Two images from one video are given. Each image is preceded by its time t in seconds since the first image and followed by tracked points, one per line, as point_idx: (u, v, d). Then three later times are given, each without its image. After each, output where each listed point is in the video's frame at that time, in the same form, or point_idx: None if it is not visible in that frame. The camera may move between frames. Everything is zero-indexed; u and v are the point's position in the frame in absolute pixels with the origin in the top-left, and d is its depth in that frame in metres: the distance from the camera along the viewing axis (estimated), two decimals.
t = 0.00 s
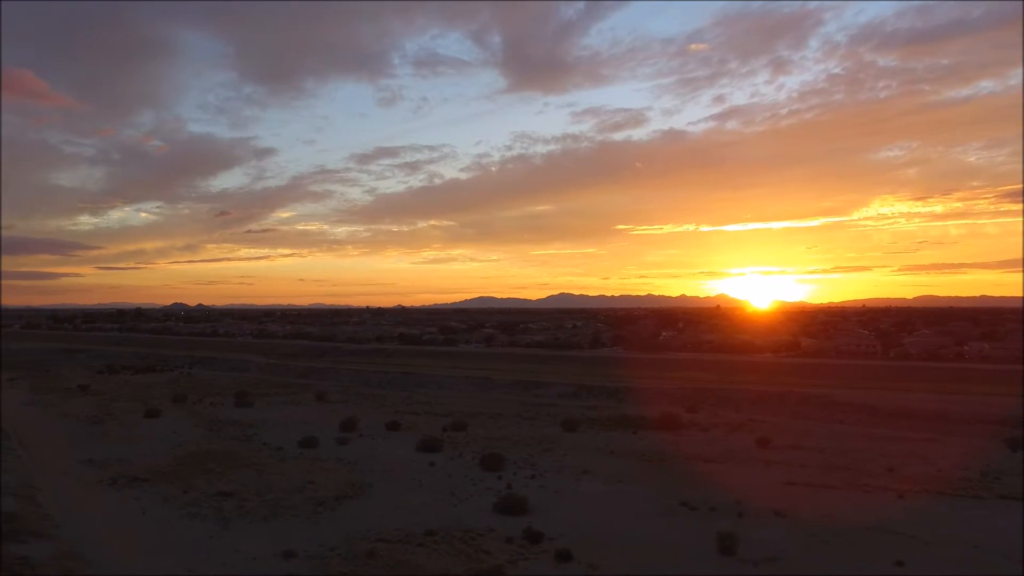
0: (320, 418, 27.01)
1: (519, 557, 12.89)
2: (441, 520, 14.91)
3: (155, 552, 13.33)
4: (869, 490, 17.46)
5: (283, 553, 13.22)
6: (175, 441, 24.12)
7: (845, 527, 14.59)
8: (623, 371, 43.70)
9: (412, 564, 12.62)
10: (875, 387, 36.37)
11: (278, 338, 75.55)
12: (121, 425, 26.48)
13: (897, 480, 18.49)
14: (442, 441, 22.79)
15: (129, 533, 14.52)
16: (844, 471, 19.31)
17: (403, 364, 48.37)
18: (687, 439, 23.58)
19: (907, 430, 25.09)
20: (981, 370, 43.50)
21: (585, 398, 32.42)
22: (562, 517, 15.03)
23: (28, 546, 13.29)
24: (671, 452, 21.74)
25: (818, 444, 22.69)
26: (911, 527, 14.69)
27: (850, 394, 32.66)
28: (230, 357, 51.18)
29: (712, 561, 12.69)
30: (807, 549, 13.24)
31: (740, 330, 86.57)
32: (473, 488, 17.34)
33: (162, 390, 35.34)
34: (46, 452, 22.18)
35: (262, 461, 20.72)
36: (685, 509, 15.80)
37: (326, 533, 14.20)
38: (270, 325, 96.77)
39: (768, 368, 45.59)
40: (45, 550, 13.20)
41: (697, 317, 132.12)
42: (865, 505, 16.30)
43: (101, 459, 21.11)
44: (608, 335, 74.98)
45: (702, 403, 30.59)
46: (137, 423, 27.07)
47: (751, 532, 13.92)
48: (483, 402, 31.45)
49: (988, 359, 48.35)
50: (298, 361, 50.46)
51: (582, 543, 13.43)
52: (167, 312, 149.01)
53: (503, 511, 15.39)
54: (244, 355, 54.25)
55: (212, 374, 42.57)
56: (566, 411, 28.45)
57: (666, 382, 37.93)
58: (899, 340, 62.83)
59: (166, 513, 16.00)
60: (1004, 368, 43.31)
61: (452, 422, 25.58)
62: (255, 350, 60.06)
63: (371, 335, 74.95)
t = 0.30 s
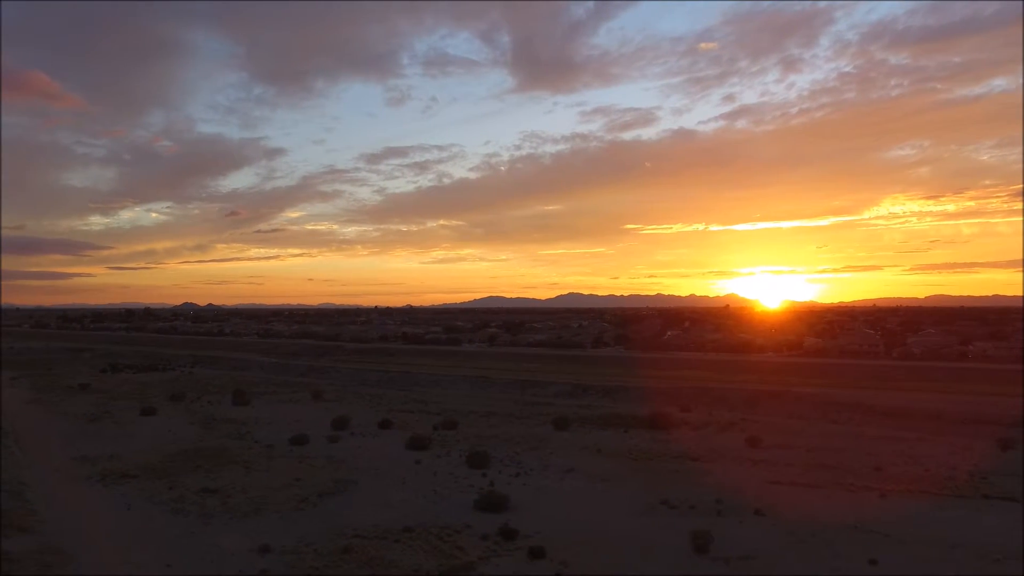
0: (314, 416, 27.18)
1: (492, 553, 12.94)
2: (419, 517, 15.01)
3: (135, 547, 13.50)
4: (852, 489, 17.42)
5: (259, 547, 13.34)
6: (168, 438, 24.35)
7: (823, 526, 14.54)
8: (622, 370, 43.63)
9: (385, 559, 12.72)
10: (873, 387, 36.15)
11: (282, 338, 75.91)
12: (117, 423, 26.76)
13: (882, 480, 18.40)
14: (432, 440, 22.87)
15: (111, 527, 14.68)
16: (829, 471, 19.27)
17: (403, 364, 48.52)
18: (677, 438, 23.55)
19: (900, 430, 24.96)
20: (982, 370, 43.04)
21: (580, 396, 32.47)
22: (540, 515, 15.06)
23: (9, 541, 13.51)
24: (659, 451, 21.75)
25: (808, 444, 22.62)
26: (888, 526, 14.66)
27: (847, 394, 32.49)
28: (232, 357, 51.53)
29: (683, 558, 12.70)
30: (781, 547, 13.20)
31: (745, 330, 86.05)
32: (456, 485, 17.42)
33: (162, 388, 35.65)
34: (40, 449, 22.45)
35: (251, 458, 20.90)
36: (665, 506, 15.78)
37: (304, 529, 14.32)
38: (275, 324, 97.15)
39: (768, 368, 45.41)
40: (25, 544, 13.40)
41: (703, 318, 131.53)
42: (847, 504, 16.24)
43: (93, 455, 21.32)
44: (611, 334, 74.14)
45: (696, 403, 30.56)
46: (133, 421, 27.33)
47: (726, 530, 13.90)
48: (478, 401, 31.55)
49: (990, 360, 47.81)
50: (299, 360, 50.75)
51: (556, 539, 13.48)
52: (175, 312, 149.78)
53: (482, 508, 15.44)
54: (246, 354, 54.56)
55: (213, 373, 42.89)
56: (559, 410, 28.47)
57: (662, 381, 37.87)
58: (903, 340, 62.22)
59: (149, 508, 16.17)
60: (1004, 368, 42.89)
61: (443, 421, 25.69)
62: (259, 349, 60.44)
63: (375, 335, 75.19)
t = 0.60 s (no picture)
0: (302, 415, 27.27)
1: (461, 551, 13.02)
2: (394, 514, 15.13)
3: (111, 543, 13.64)
4: (831, 488, 17.41)
5: (232, 543, 13.47)
6: (156, 436, 24.49)
7: (796, 524, 14.48)
8: (616, 369, 43.53)
9: (354, 556, 12.84)
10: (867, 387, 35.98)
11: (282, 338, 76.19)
12: (108, 421, 26.90)
13: (863, 480, 18.28)
14: (417, 438, 22.95)
15: (89, 523, 14.82)
16: (811, 469, 19.24)
17: (400, 363, 48.62)
18: (662, 437, 23.50)
19: (889, 429, 24.81)
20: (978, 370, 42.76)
21: (571, 395, 32.47)
22: (514, 513, 15.08)
23: None
24: (642, 449, 21.75)
25: (793, 443, 22.56)
26: (861, 525, 14.66)
27: (838, 393, 32.37)
28: (229, 356, 51.69)
29: (651, 556, 12.73)
30: (751, 546, 13.17)
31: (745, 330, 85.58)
32: (434, 483, 17.52)
33: (156, 387, 35.80)
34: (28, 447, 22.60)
35: (236, 457, 21.04)
36: (640, 504, 15.79)
37: (279, 526, 14.46)
38: (279, 325, 97.30)
39: (764, 368, 45.29)
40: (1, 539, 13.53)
41: (707, 318, 131.16)
42: (824, 503, 16.16)
43: (79, 453, 21.46)
44: (610, 334, 72.44)
45: (687, 401, 30.51)
46: (124, 419, 27.48)
47: (696, 528, 13.92)
48: (469, 400, 31.60)
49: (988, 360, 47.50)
50: (296, 360, 50.86)
51: (526, 537, 13.54)
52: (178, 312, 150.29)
53: (458, 506, 15.50)
54: (245, 354, 54.70)
55: (208, 372, 43.03)
56: (549, 409, 28.49)
57: (655, 380, 37.82)
58: (903, 340, 61.80)
59: (129, 505, 16.31)
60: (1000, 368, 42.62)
61: (430, 419, 25.76)
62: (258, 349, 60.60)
63: (375, 335, 75.26)
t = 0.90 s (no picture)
0: (290, 414, 27.35)
1: (430, 548, 13.10)
2: (368, 512, 15.23)
3: (83, 539, 13.73)
4: (808, 487, 17.41)
5: (202, 540, 13.57)
6: (143, 435, 24.59)
7: (767, 523, 14.52)
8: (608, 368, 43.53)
9: (322, 553, 12.93)
10: (859, 387, 35.89)
11: (280, 338, 76.28)
12: (96, 420, 27.01)
13: (841, 479, 18.29)
14: (400, 437, 23.02)
15: (64, 520, 14.91)
16: (790, 468, 19.25)
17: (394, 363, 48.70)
18: (646, 436, 23.52)
19: (874, 429, 24.76)
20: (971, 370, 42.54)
21: (560, 394, 32.48)
22: (486, 511, 15.14)
23: None
24: (624, 448, 21.77)
25: (776, 443, 22.55)
26: (832, 523, 14.67)
27: (828, 393, 32.31)
28: (225, 356, 51.76)
29: (617, 554, 12.76)
30: (719, 544, 13.22)
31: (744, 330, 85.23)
32: (412, 481, 17.60)
33: (148, 387, 35.89)
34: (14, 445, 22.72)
35: (219, 455, 21.15)
36: (613, 502, 15.81)
37: (252, 523, 14.56)
38: (278, 325, 97.41)
39: (758, 368, 45.18)
40: None
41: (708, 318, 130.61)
42: (798, 502, 16.17)
43: (64, 451, 21.56)
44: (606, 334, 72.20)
45: (675, 401, 30.50)
46: (112, 418, 27.58)
47: (666, 527, 13.94)
48: (458, 399, 31.65)
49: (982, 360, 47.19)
50: (291, 359, 50.93)
51: (494, 535, 13.60)
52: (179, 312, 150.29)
53: (431, 504, 15.58)
54: (241, 354, 54.79)
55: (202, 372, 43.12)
56: (536, 408, 28.53)
57: (647, 379, 37.80)
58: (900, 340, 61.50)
59: (106, 502, 16.41)
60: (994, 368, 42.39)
61: (416, 419, 25.82)
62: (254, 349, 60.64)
63: (373, 335, 75.29)
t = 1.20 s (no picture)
0: (276, 413, 27.44)
1: (396, 546, 13.18)
2: (340, 510, 15.34)
3: (54, 536, 13.82)
4: (782, 487, 17.42)
5: (172, 537, 13.66)
6: (127, 434, 24.69)
7: (736, 522, 14.56)
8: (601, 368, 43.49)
9: (290, 550, 13.03)
10: (849, 387, 35.83)
11: (278, 338, 76.49)
12: (83, 420, 27.11)
13: (817, 478, 18.32)
14: (383, 437, 23.10)
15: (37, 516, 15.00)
16: (767, 468, 19.27)
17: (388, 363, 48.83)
18: (628, 436, 23.56)
19: (858, 428, 24.75)
20: (963, 370, 42.51)
21: (549, 393, 32.52)
22: (457, 509, 15.21)
23: None
24: (606, 447, 21.78)
25: (757, 442, 22.57)
26: (801, 523, 14.65)
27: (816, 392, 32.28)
28: (219, 356, 51.82)
29: (582, 553, 12.81)
30: (684, 542, 13.27)
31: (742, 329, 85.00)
32: (388, 480, 17.69)
33: (139, 386, 35.96)
34: None
35: (200, 454, 21.25)
36: (585, 502, 15.83)
37: (223, 521, 14.65)
38: (276, 325, 97.50)
39: (750, 368, 45.15)
40: None
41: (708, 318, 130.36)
42: (771, 502, 16.20)
43: (46, 450, 21.66)
44: (603, 334, 72.08)
45: (663, 400, 30.51)
46: (99, 417, 27.68)
47: (635, 527, 13.94)
48: (446, 399, 31.72)
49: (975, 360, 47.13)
50: (285, 359, 50.99)
51: (463, 534, 13.66)
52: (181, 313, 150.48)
53: (404, 503, 15.68)
54: (236, 354, 54.77)
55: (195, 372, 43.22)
56: (522, 408, 28.59)
57: (638, 377, 37.80)
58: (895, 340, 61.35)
59: (82, 499, 16.51)
60: (986, 368, 42.31)
61: (401, 418, 25.89)
62: (249, 349, 60.68)
63: (370, 334, 75.32)
